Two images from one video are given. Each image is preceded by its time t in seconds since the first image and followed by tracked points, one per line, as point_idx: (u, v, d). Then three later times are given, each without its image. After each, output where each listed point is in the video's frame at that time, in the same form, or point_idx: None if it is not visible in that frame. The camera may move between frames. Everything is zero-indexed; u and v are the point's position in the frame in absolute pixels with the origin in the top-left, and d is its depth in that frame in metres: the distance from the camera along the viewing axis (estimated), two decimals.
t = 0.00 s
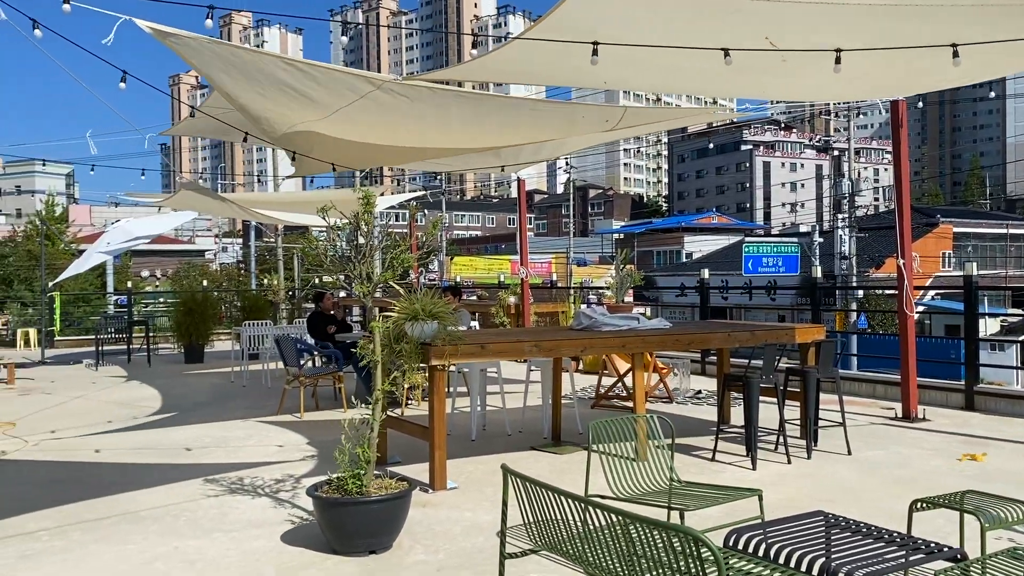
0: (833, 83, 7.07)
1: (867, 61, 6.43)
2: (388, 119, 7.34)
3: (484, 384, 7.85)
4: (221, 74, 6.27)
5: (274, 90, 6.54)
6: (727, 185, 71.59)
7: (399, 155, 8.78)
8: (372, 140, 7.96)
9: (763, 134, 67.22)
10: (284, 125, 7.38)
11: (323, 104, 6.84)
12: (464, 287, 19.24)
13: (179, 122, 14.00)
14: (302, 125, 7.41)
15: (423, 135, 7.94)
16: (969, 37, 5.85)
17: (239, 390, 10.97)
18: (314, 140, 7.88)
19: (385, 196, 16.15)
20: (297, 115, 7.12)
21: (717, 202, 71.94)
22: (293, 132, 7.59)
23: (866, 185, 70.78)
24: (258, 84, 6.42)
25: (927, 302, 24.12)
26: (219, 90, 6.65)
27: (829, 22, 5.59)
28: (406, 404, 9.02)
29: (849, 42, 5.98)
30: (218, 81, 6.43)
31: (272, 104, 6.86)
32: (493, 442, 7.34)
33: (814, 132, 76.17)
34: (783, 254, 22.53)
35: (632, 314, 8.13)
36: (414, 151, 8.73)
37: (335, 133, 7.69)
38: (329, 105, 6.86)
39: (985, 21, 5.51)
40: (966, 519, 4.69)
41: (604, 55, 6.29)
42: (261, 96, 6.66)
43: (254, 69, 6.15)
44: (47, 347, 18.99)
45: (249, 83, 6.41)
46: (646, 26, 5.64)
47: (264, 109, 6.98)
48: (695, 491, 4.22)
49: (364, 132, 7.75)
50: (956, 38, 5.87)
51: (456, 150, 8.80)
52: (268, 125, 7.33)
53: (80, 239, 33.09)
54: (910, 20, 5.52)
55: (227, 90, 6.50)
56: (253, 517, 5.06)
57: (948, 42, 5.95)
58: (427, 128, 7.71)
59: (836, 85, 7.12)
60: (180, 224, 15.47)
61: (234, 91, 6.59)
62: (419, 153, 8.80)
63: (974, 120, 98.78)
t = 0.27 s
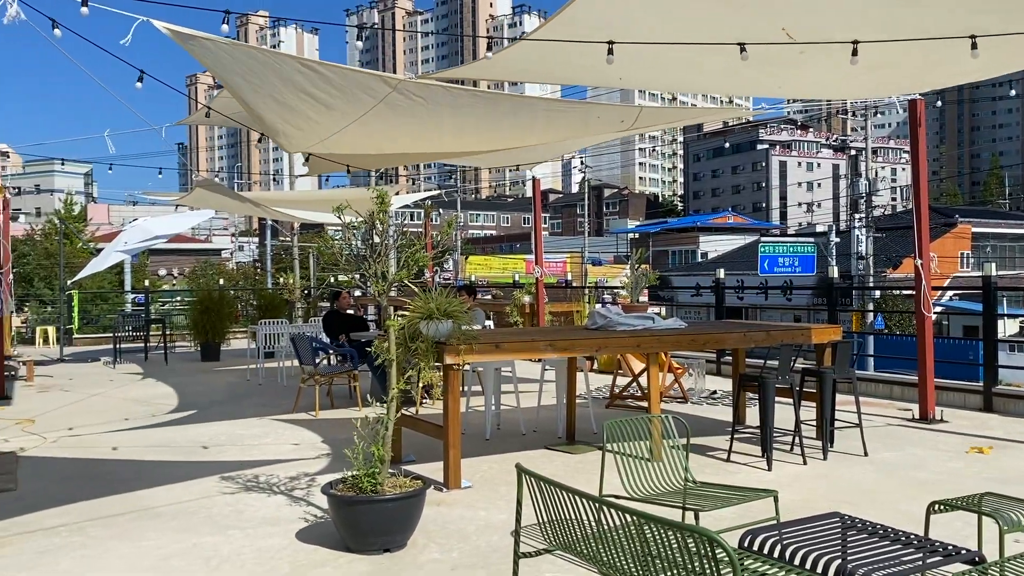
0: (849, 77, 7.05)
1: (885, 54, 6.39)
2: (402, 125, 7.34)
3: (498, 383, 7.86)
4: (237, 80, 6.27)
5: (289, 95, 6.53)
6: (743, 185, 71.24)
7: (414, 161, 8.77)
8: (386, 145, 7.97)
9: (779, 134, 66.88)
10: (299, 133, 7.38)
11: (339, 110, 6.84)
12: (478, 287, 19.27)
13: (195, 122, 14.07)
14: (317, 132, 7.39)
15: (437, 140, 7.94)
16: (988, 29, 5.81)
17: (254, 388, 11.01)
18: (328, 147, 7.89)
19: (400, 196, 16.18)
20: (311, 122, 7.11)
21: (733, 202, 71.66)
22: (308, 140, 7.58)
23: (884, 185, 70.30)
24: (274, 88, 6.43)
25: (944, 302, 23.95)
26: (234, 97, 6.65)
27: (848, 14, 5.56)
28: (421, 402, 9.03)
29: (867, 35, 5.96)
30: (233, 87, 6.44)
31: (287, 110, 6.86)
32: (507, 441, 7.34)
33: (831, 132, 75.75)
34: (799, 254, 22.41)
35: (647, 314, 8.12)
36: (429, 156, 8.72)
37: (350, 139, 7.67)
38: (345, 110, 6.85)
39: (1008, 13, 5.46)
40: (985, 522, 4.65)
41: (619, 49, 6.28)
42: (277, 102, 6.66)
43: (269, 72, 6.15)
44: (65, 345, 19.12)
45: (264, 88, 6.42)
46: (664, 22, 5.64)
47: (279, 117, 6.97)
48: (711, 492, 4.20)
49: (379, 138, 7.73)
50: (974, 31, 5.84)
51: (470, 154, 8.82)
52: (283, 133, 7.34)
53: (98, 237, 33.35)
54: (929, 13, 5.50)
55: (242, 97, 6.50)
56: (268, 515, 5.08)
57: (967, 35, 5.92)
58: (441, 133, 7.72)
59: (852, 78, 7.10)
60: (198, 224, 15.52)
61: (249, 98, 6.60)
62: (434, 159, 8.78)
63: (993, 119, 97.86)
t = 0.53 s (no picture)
0: (861, 73, 7.03)
1: (897, 51, 6.37)
2: (412, 121, 7.35)
3: (507, 382, 7.85)
4: (248, 77, 6.30)
5: (301, 92, 6.55)
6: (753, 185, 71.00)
7: (426, 158, 8.77)
8: (395, 142, 7.99)
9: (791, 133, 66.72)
10: (309, 130, 7.40)
11: (350, 106, 6.84)
12: (488, 286, 19.30)
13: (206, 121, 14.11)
14: (328, 129, 7.41)
15: (446, 137, 7.95)
16: (1001, 26, 5.79)
17: (265, 386, 11.05)
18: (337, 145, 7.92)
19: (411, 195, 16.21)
20: (323, 119, 7.13)
21: (744, 202, 71.48)
22: (319, 136, 7.59)
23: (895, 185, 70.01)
24: (284, 86, 6.45)
25: (956, 303, 23.84)
26: (245, 96, 6.69)
27: (860, 11, 5.55)
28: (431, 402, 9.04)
29: (879, 31, 5.94)
30: (245, 85, 6.47)
31: (298, 108, 6.89)
32: (516, 440, 7.34)
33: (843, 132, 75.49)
34: (810, 254, 22.33)
35: (657, 314, 8.10)
36: (440, 154, 8.72)
37: (361, 136, 7.68)
38: (355, 106, 6.86)
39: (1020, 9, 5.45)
40: (997, 525, 4.62)
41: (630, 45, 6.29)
42: (288, 99, 6.68)
43: (280, 69, 6.17)
44: (77, 343, 19.22)
45: (276, 86, 6.44)
46: (675, 19, 5.64)
47: (290, 114, 6.99)
48: (720, 493, 4.19)
49: (390, 134, 7.73)
50: (987, 27, 5.82)
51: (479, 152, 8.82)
52: (293, 130, 7.37)
53: (110, 236, 33.54)
54: (941, 9, 5.48)
55: (253, 94, 6.53)
56: (278, 514, 5.10)
57: (980, 30, 5.89)
58: (451, 130, 7.72)
59: (864, 75, 7.09)
60: (209, 223, 15.57)
61: (261, 95, 6.62)
62: (445, 157, 8.79)
63: (1006, 119, 97.21)
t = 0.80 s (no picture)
0: (867, 71, 7.05)
1: (904, 47, 6.38)
2: (419, 113, 7.37)
3: (514, 381, 7.86)
4: (256, 70, 6.35)
5: (308, 85, 6.58)
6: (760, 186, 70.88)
7: (434, 151, 8.79)
8: (403, 134, 8.02)
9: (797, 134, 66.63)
10: (317, 120, 7.43)
11: (357, 98, 6.87)
12: (493, 286, 19.30)
13: (214, 120, 14.14)
14: (336, 120, 7.44)
15: (454, 130, 7.98)
16: (1009, 23, 5.79)
17: (270, 386, 11.07)
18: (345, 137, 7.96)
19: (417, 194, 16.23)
20: (330, 111, 7.16)
21: (750, 202, 71.38)
22: (326, 127, 7.62)
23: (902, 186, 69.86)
24: (293, 79, 6.49)
25: (964, 304, 23.73)
26: (253, 88, 6.73)
27: (867, 7, 5.55)
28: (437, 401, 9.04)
29: (886, 28, 5.95)
30: (253, 78, 6.51)
31: (306, 100, 6.92)
32: (522, 440, 7.34)
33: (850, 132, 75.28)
34: (816, 255, 22.25)
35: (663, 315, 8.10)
36: (449, 147, 8.74)
37: (368, 127, 7.70)
38: (363, 99, 6.88)
39: None
40: (1003, 527, 4.60)
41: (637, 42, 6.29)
42: (296, 92, 6.71)
43: (288, 63, 6.21)
44: (84, 341, 19.27)
45: (284, 79, 6.48)
46: (681, 16, 5.68)
47: (298, 106, 7.03)
48: (726, 495, 4.18)
49: (398, 126, 7.75)
50: (995, 24, 5.81)
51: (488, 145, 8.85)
52: (301, 121, 7.41)
53: (117, 235, 33.66)
54: (948, 5, 5.48)
55: (261, 86, 6.57)
56: (285, 513, 5.10)
57: (986, 27, 5.88)
58: (457, 123, 7.74)
59: (870, 71, 7.10)
60: (216, 223, 15.58)
61: (269, 88, 6.67)
62: (453, 150, 8.80)
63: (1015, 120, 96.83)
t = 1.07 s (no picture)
0: (871, 70, 7.04)
1: (908, 47, 6.38)
2: (423, 107, 7.38)
3: (516, 381, 7.86)
4: (259, 65, 6.38)
5: (311, 80, 6.61)
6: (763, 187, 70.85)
7: (438, 146, 8.81)
8: (406, 128, 8.03)
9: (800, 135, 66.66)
10: (320, 115, 7.46)
11: (359, 92, 6.90)
12: (496, 286, 19.31)
13: (217, 120, 14.14)
14: (338, 114, 7.47)
15: (458, 123, 7.99)
16: (1012, 24, 5.79)
17: (272, 385, 11.07)
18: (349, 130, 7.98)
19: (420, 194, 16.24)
20: (333, 105, 7.18)
21: (753, 203, 71.37)
22: (329, 121, 7.64)
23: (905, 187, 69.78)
24: (296, 74, 6.51)
25: (967, 306, 23.70)
26: (257, 84, 6.76)
27: (871, 7, 5.55)
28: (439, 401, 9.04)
29: (889, 27, 5.96)
30: (256, 73, 6.55)
31: (308, 95, 6.95)
32: (524, 441, 7.34)
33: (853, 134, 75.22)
34: (819, 256, 22.23)
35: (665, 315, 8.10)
36: (453, 142, 8.75)
37: (371, 121, 7.72)
38: (365, 93, 6.91)
39: None
40: (1006, 530, 4.59)
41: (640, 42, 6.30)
42: (298, 87, 6.74)
43: (290, 59, 6.25)
44: (86, 340, 19.28)
45: (286, 74, 6.51)
46: (685, 16, 5.69)
47: (301, 100, 7.05)
48: (728, 496, 4.17)
49: (401, 120, 7.76)
50: (998, 25, 5.81)
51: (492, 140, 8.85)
52: (306, 115, 7.43)
53: (121, 234, 33.72)
54: (952, 5, 5.48)
55: (263, 81, 6.60)
56: (286, 512, 5.10)
57: (990, 26, 5.88)
58: (460, 116, 7.75)
59: (874, 69, 7.11)
60: (218, 222, 15.59)
61: (272, 83, 6.70)
62: (457, 144, 8.82)
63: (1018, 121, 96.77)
